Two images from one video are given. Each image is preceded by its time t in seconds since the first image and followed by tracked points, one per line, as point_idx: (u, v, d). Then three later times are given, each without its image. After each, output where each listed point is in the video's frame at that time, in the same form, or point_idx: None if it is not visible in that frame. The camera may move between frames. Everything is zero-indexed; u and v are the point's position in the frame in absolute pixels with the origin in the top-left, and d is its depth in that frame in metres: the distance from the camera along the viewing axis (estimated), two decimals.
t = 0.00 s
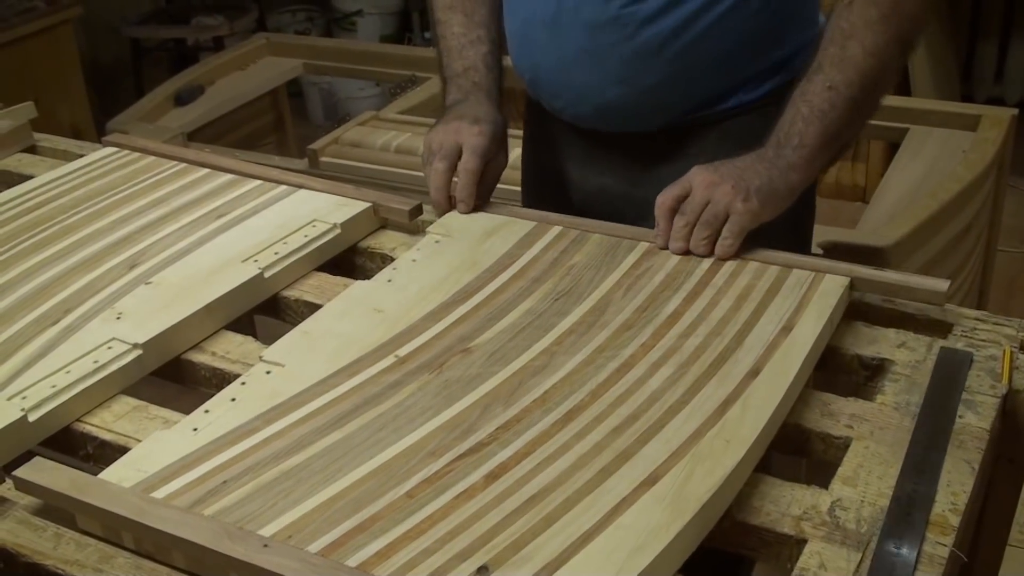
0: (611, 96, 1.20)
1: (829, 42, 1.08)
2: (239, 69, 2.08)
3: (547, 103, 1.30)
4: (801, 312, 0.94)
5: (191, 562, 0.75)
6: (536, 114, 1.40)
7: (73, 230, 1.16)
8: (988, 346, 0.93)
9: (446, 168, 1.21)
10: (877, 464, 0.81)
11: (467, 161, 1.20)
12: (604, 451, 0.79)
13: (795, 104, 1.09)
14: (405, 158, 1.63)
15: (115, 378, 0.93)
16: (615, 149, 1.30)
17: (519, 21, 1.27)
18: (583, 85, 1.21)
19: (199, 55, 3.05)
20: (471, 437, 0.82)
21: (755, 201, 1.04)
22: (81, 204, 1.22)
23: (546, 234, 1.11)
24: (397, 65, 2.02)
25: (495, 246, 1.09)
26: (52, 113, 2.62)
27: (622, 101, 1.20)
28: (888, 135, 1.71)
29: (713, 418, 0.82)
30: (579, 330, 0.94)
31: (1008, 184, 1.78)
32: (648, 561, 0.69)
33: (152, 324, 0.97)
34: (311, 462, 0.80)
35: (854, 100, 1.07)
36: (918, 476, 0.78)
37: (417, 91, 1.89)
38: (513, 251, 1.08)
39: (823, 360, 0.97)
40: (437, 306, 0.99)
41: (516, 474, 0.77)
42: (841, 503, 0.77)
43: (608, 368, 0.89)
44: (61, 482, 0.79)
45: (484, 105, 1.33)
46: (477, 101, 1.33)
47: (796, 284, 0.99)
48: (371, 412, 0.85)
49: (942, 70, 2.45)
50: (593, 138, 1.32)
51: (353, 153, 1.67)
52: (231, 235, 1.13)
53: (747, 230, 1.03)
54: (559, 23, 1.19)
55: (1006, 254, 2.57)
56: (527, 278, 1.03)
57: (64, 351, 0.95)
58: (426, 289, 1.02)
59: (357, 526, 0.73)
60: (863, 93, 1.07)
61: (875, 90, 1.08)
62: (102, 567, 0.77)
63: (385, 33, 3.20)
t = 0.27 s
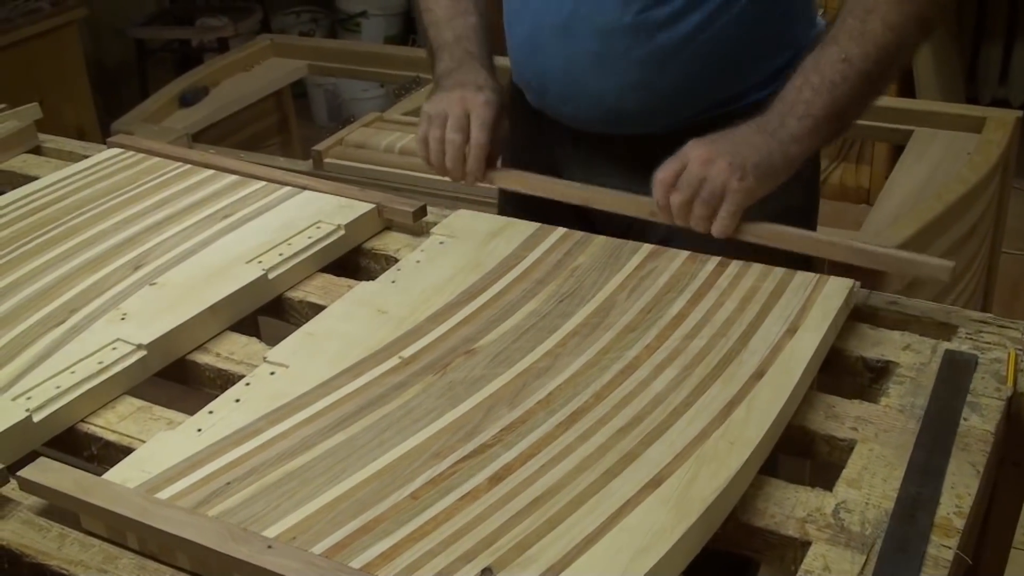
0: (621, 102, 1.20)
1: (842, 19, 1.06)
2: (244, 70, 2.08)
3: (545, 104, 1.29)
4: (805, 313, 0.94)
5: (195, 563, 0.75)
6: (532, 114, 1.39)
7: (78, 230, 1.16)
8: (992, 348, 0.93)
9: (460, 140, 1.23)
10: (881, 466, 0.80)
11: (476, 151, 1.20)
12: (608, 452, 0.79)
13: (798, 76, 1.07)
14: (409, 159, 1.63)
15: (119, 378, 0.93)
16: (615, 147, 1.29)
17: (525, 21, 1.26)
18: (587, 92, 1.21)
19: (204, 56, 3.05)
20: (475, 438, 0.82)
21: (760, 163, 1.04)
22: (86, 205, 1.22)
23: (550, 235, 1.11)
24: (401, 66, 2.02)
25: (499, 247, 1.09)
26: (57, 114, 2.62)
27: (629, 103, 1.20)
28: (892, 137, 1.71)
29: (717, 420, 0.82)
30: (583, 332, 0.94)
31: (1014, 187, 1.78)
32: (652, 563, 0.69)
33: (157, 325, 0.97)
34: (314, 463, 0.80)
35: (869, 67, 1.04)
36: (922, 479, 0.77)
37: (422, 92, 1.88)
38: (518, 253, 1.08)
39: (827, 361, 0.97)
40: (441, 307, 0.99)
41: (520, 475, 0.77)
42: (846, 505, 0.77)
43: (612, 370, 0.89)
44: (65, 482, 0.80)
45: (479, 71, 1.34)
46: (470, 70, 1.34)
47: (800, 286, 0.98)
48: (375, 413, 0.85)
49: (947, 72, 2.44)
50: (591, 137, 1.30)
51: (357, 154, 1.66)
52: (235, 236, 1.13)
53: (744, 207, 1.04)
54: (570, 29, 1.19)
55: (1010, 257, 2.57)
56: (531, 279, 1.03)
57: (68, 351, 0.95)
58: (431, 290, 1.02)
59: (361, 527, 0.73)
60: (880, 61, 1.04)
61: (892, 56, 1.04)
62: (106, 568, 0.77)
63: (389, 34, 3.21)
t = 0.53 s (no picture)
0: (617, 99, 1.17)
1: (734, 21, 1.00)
2: (245, 71, 2.08)
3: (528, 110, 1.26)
4: (806, 314, 0.94)
5: (196, 563, 0.75)
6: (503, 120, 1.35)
7: (79, 231, 1.16)
8: (993, 348, 0.93)
9: (387, 188, 1.09)
10: (882, 466, 0.81)
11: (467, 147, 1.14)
12: (608, 453, 0.79)
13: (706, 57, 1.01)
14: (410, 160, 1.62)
15: (120, 379, 0.93)
16: (599, 152, 1.26)
17: (507, 23, 1.22)
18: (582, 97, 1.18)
19: (205, 57, 3.05)
20: (475, 439, 0.82)
21: (667, 175, 0.98)
22: (86, 206, 1.22)
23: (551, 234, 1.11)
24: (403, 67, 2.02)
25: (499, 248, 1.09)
26: (58, 115, 2.62)
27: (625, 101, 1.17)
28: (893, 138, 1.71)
29: (717, 421, 0.82)
30: (584, 332, 0.94)
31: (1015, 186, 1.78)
32: (652, 563, 0.69)
33: (158, 326, 0.98)
34: (315, 464, 0.80)
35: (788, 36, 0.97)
36: (923, 478, 0.77)
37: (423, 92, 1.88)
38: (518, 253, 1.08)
39: (827, 362, 0.97)
40: (441, 308, 0.99)
41: (521, 476, 0.77)
42: (846, 505, 0.77)
43: (612, 370, 0.89)
44: (66, 483, 0.80)
45: (410, 105, 1.18)
46: (400, 103, 1.18)
47: (801, 286, 0.98)
48: (376, 413, 0.85)
49: (948, 72, 2.44)
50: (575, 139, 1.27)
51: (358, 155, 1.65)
52: (236, 237, 1.13)
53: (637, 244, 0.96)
54: (584, 31, 1.13)
55: (1011, 257, 2.57)
56: (533, 279, 1.03)
57: (69, 353, 0.95)
58: (431, 290, 1.02)
59: (361, 527, 0.73)
60: (794, 29, 0.97)
61: (813, 16, 0.98)
62: (107, 568, 0.77)
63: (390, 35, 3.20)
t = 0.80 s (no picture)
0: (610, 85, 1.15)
1: None
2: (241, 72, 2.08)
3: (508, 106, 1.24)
4: (800, 312, 0.94)
5: (191, 564, 0.75)
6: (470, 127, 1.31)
7: (74, 233, 1.16)
8: (987, 346, 0.93)
9: (315, 254, 1.02)
10: (876, 464, 0.81)
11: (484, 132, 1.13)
12: (603, 452, 0.79)
13: (709, 8, 1.05)
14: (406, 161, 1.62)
15: (115, 380, 0.93)
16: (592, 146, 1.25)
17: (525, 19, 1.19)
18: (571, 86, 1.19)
19: (201, 58, 3.05)
20: (470, 439, 0.82)
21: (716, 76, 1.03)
22: (81, 207, 1.22)
23: (546, 233, 1.11)
24: (399, 67, 2.01)
25: (494, 247, 1.09)
26: (54, 117, 2.62)
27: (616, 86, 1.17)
28: (890, 137, 1.71)
29: (711, 420, 0.82)
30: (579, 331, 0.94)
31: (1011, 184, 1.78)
32: (646, 562, 0.69)
33: (153, 327, 0.97)
34: (310, 465, 0.80)
35: (741, 13, 1.04)
36: (917, 476, 0.78)
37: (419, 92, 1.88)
38: (513, 252, 1.08)
39: (822, 360, 0.97)
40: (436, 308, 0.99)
41: (516, 475, 0.77)
42: (841, 504, 0.77)
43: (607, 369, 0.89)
44: (61, 484, 0.80)
45: (338, 163, 1.12)
46: (327, 161, 1.12)
47: (795, 285, 0.99)
48: (371, 413, 0.85)
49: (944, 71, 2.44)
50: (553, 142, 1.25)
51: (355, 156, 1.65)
52: (231, 238, 1.13)
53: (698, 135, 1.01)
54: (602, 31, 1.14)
55: (1007, 255, 2.57)
56: (529, 278, 1.03)
57: (64, 354, 0.95)
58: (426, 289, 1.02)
59: (356, 527, 0.73)
60: None
61: None
62: (102, 570, 0.77)
63: (386, 36, 3.20)
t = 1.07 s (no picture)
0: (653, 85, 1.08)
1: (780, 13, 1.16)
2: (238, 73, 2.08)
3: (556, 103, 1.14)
4: (796, 313, 0.95)
5: (188, 566, 0.75)
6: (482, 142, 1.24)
7: (71, 234, 1.16)
8: (983, 346, 0.94)
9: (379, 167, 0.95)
10: (872, 464, 0.81)
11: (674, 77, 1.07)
12: (599, 453, 0.79)
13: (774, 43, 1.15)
14: (403, 162, 1.61)
15: (112, 382, 0.93)
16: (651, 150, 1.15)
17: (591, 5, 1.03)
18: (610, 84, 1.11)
19: (198, 59, 3.05)
20: (467, 439, 0.82)
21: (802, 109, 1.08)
22: (78, 209, 1.22)
23: (543, 234, 1.11)
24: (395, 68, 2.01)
25: (491, 247, 1.09)
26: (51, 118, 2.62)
27: (669, 98, 1.06)
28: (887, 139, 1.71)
29: (708, 419, 0.82)
30: (576, 331, 0.94)
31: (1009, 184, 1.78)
32: (643, 561, 0.69)
33: (149, 329, 0.97)
34: (306, 466, 0.80)
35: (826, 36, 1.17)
36: (913, 476, 0.78)
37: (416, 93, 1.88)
38: (510, 253, 1.08)
39: (817, 361, 0.97)
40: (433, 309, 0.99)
41: (512, 476, 0.78)
42: (836, 504, 0.78)
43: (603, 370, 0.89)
44: (57, 486, 0.80)
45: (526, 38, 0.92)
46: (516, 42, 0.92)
47: (791, 285, 0.99)
48: (368, 414, 0.85)
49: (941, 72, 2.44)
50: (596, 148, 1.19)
51: (351, 157, 1.65)
52: (227, 239, 1.13)
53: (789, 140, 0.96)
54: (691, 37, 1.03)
55: (1005, 255, 2.57)
56: (526, 279, 1.03)
57: (60, 356, 0.95)
58: (423, 290, 1.02)
59: (353, 528, 0.74)
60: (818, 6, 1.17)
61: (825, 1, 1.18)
62: (98, 571, 0.77)
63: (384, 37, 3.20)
